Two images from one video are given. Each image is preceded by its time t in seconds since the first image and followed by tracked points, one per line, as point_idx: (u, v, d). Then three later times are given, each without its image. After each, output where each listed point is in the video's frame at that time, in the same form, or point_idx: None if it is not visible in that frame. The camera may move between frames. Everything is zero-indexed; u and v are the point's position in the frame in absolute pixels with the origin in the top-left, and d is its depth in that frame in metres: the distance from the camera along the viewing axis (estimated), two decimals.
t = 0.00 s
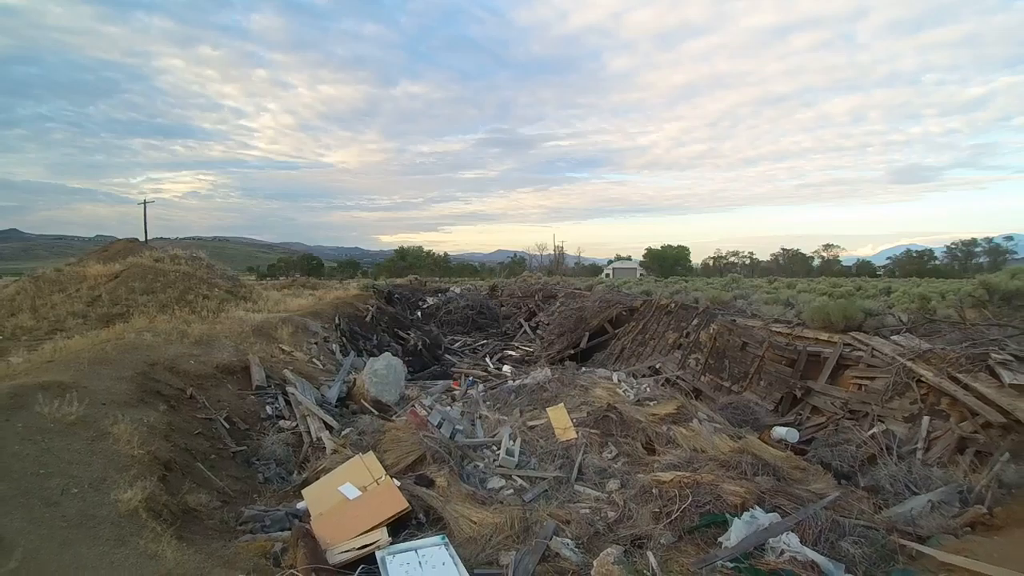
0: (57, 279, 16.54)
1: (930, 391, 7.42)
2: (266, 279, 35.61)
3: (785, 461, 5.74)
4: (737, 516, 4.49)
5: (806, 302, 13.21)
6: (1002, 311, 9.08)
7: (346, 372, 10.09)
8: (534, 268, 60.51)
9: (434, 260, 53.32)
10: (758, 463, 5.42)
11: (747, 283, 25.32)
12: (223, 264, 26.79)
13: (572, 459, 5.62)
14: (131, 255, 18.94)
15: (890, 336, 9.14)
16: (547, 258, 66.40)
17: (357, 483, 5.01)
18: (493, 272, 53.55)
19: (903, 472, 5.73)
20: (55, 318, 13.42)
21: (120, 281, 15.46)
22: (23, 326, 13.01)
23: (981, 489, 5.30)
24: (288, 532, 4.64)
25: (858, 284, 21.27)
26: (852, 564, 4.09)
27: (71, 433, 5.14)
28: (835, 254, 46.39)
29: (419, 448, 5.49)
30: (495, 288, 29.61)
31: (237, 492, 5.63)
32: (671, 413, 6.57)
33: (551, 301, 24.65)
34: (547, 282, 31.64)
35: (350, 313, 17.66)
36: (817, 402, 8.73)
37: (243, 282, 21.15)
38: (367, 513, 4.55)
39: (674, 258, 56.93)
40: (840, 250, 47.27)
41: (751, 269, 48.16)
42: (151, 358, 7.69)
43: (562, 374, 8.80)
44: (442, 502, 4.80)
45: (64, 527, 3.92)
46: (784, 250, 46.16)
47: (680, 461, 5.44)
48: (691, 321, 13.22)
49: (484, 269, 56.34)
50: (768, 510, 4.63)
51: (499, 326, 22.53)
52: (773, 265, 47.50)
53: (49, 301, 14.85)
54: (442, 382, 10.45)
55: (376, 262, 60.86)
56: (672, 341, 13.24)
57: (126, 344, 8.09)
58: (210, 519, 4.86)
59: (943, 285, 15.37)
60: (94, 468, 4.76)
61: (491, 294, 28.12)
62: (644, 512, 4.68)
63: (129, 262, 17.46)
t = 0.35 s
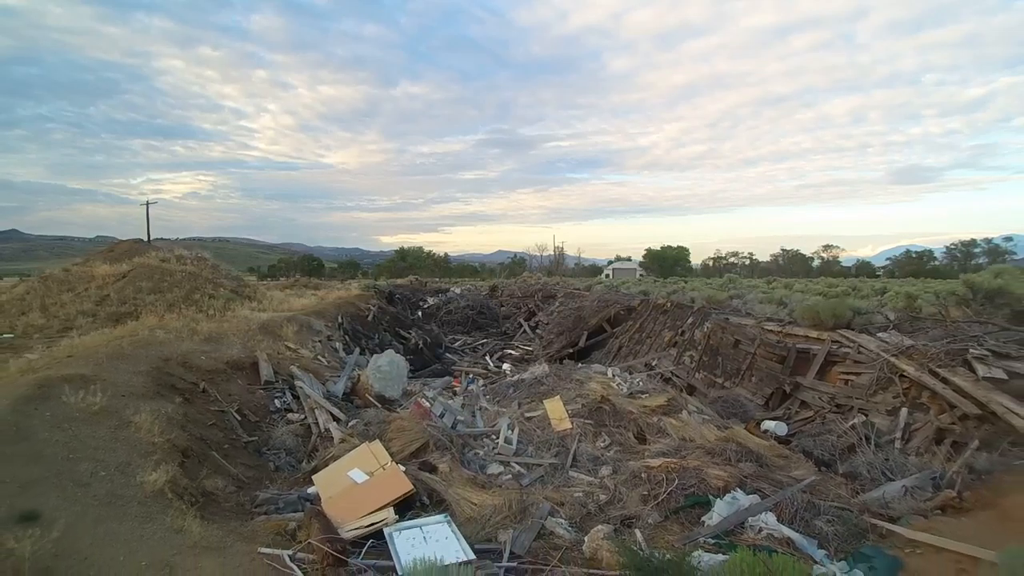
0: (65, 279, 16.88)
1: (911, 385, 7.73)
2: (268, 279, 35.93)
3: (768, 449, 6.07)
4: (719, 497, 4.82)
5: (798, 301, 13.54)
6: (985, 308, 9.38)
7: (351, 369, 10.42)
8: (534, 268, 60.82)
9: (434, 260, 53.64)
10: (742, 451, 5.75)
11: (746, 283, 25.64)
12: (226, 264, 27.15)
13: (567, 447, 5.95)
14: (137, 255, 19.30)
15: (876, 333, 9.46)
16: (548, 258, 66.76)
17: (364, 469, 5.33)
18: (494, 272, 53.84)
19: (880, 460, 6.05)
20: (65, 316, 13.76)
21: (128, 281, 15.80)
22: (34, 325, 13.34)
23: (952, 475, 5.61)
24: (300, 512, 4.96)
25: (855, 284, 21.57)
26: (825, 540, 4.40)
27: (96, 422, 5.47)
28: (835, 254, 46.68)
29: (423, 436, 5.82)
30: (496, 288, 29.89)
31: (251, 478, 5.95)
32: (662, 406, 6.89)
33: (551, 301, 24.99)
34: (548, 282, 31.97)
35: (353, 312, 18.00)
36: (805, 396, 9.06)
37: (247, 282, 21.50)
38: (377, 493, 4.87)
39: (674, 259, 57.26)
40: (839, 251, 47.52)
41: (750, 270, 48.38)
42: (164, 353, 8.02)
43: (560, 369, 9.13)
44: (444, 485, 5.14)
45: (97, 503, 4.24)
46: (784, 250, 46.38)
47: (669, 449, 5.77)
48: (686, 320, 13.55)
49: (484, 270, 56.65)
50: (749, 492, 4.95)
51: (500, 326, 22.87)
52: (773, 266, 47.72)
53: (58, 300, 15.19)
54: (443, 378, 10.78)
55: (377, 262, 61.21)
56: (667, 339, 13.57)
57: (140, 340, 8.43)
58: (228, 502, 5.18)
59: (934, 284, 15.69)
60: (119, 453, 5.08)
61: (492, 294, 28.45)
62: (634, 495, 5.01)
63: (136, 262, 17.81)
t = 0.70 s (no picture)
0: (76, 278, 17.32)
1: (889, 376, 8.12)
2: (270, 279, 36.38)
3: (748, 434, 6.52)
4: (699, 474, 5.26)
5: (789, 298, 14.00)
6: (963, 305, 9.82)
7: (356, 363, 10.86)
8: (534, 268, 61.27)
9: (435, 261, 54.09)
10: (724, 435, 6.19)
11: (743, 283, 26.08)
12: (231, 264, 27.59)
13: (561, 431, 6.38)
14: (145, 255, 19.75)
15: (859, 328, 9.87)
16: (548, 259, 67.21)
17: (372, 450, 5.73)
18: (494, 272, 54.27)
19: (853, 443, 6.45)
20: (78, 314, 14.19)
21: (137, 279, 16.25)
22: (48, 322, 13.78)
23: (918, 456, 5.99)
24: (315, 488, 5.39)
25: (850, 283, 22.03)
26: (794, 509, 4.82)
27: (125, 406, 5.90)
28: (834, 254, 47.12)
29: (427, 421, 6.26)
30: (496, 288, 30.38)
31: (266, 460, 6.39)
32: (651, 395, 7.33)
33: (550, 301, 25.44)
34: (548, 281, 32.42)
35: (356, 311, 18.44)
36: (791, 388, 9.46)
37: (252, 281, 21.95)
38: (386, 471, 5.27)
39: (674, 259, 57.70)
40: (838, 251, 47.94)
41: (751, 270, 48.83)
42: (180, 346, 8.46)
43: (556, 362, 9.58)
44: (447, 464, 5.57)
45: (134, 473, 4.66)
46: (784, 250, 46.80)
47: (655, 433, 6.21)
48: (679, 318, 13.99)
49: (484, 270, 57.12)
50: (727, 469, 5.39)
51: (500, 325, 23.30)
52: (773, 267, 48.09)
53: (70, 298, 15.64)
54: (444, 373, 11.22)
55: (378, 262, 61.66)
56: (661, 335, 14.00)
57: (157, 334, 8.87)
58: (247, 479, 5.62)
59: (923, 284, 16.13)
60: (147, 434, 5.51)
61: (491, 294, 28.88)
62: (621, 472, 5.44)
63: (144, 262, 18.26)
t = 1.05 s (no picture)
0: (87, 277, 17.86)
1: (863, 368, 8.61)
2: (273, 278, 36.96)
3: (727, 420, 7.03)
4: (677, 452, 5.78)
5: (777, 296, 14.52)
6: (937, 301, 10.34)
7: (361, 357, 11.39)
8: (535, 269, 61.77)
9: (436, 261, 54.63)
10: (703, 419, 6.71)
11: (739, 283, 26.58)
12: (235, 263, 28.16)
13: (553, 417, 6.90)
14: (154, 255, 20.31)
15: (840, 323, 10.37)
16: (548, 259, 67.74)
17: (380, 433, 6.24)
18: (494, 272, 54.79)
19: (823, 428, 6.96)
20: (92, 311, 14.72)
21: (147, 279, 16.80)
22: (64, 318, 14.33)
23: (881, 438, 6.49)
24: (327, 465, 5.90)
25: (844, 282, 22.53)
26: (761, 482, 5.33)
27: (153, 392, 6.42)
28: (833, 255, 47.58)
29: (429, 407, 6.78)
30: (496, 287, 30.94)
31: (281, 443, 6.91)
32: (639, 385, 7.85)
33: (549, 300, 25.97)
34: (547, 282, 32.95)
35: (359, 309, 18.98)
36: (774, 381, 9.97)
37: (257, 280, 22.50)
38: (392, 450, 5.77)
39: (673, 259, 58.20)
40: (836, 251, 48.42)
41: (750, 270, 49.34)
42: (197, 340, 8.99)
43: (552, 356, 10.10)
44: (448, 445, 6.09)
45: (167, 447, 5.17)
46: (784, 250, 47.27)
47: (640, 418, 6.73)
48: (672, 315, 14.51)
49: (484, 270, 57.69)
50: (703, 448, 5.91)
51: (499, 324, 23.82)
52: (773, 267, 48.58)
53: (83, 296, 16.19)
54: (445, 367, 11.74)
55: (378, 263, 62.23)
56: (655, 332, 14.53)
57: (173, 329, 9.39)
58: (266, 458, 6.13)
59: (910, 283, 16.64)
60: (175, 416, 6.03)
61: (491, 293, 29.43)
62: (607, 452, 5.96)
63: (153, 262, 18.79)
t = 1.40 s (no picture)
0: (99, 277, 18.46)
1: (838, 360, 9.16)
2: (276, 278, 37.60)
3: (706, 408, 7.60)
4: (657, 433, 6.36)
5: (765, 295, 15.12)
6: (913, 298, 10.92)
7: (365, 352, 11.98)
8: (535, 269, 62.38)
9: (436, 262, 55.24)
10: (684, 406, 7.28)
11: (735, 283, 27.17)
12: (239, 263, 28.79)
13: (546, 404, 7.48)
14: (162, 256, 20.94)
15: (820, 320, 10.94)
16: (548, 259, 68.38)
17: (387, 417, 6.82)
18: (494, 273, 55.41)
19: (795, 413, 7.52)
20: (107, 309, 15.32)
21: (158, 278, 17.42)
22: (80, 315, 14.95)
23: (846, 421, 7.04)
24: (338, 446, 6.47)
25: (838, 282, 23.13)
26: (732, 458, 5.90)
27: (179, 379, 7.02)
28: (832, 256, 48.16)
29: (432, 395, 7.37)
30: (496, 288, 31.55)
31: (295, 426, 7.49)
32: (626, 376, 8.43)
33: (547, 299, 26.55)
34: (546, 282, 33.55)
35: (362, 308, 19.58)
36: (756, 373, 10.53)
37: (262, 279, 23.12)
38: (398, 431, 6.33)
39: (672, 259, 58.78)
40: (834, 252, 49.02)
41: (750, 270, 49.89)
42: (213, 335, 9.59)
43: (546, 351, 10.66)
44: (448, 428, 6.68)
45: (198, 426, 5.76)
46: (783, 251, 47.83)
47: (625, 404, 7.31)
48: (664, 313, 15.10)
49: (484, 271, 58.39)
50: (681, 430, 6.49)
51: (499, 322, 24.42)
52: (773, 267, 49.14)
53: (96, 294, 16.81)
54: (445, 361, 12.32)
55: (379, 263, 62.86)
56: (647, 329, 15.11)
57: (190, 324, 9.98)
58: (284, 439, 6.71)
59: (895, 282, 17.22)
60: (201, 400, 6.62)
61: (491, 293, 30.04)
62: (593, 434, 6.54)
63: (162, 263, 19.41)
